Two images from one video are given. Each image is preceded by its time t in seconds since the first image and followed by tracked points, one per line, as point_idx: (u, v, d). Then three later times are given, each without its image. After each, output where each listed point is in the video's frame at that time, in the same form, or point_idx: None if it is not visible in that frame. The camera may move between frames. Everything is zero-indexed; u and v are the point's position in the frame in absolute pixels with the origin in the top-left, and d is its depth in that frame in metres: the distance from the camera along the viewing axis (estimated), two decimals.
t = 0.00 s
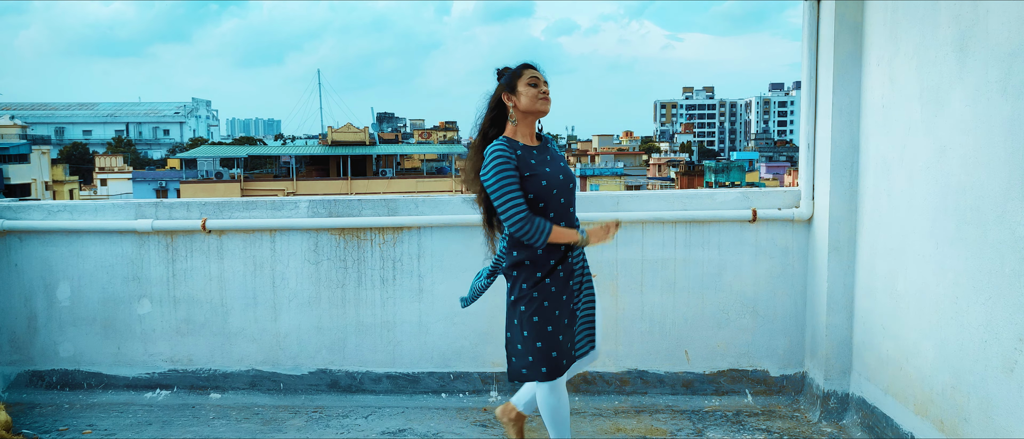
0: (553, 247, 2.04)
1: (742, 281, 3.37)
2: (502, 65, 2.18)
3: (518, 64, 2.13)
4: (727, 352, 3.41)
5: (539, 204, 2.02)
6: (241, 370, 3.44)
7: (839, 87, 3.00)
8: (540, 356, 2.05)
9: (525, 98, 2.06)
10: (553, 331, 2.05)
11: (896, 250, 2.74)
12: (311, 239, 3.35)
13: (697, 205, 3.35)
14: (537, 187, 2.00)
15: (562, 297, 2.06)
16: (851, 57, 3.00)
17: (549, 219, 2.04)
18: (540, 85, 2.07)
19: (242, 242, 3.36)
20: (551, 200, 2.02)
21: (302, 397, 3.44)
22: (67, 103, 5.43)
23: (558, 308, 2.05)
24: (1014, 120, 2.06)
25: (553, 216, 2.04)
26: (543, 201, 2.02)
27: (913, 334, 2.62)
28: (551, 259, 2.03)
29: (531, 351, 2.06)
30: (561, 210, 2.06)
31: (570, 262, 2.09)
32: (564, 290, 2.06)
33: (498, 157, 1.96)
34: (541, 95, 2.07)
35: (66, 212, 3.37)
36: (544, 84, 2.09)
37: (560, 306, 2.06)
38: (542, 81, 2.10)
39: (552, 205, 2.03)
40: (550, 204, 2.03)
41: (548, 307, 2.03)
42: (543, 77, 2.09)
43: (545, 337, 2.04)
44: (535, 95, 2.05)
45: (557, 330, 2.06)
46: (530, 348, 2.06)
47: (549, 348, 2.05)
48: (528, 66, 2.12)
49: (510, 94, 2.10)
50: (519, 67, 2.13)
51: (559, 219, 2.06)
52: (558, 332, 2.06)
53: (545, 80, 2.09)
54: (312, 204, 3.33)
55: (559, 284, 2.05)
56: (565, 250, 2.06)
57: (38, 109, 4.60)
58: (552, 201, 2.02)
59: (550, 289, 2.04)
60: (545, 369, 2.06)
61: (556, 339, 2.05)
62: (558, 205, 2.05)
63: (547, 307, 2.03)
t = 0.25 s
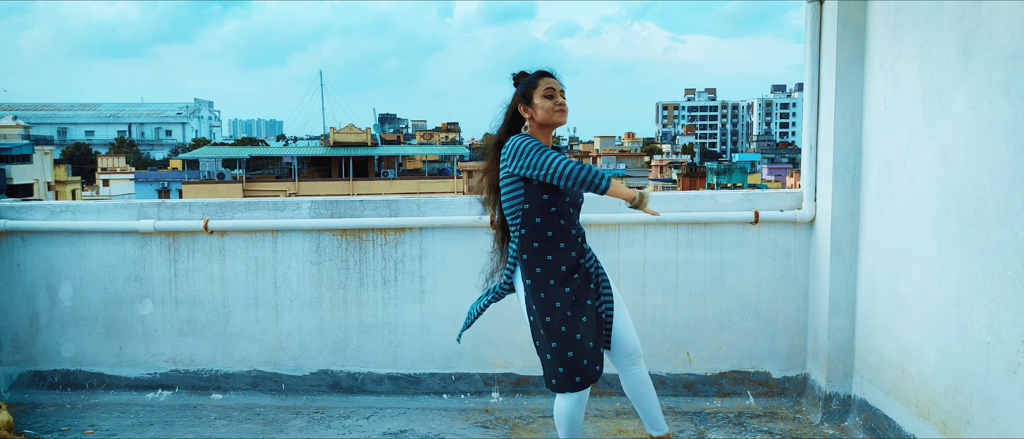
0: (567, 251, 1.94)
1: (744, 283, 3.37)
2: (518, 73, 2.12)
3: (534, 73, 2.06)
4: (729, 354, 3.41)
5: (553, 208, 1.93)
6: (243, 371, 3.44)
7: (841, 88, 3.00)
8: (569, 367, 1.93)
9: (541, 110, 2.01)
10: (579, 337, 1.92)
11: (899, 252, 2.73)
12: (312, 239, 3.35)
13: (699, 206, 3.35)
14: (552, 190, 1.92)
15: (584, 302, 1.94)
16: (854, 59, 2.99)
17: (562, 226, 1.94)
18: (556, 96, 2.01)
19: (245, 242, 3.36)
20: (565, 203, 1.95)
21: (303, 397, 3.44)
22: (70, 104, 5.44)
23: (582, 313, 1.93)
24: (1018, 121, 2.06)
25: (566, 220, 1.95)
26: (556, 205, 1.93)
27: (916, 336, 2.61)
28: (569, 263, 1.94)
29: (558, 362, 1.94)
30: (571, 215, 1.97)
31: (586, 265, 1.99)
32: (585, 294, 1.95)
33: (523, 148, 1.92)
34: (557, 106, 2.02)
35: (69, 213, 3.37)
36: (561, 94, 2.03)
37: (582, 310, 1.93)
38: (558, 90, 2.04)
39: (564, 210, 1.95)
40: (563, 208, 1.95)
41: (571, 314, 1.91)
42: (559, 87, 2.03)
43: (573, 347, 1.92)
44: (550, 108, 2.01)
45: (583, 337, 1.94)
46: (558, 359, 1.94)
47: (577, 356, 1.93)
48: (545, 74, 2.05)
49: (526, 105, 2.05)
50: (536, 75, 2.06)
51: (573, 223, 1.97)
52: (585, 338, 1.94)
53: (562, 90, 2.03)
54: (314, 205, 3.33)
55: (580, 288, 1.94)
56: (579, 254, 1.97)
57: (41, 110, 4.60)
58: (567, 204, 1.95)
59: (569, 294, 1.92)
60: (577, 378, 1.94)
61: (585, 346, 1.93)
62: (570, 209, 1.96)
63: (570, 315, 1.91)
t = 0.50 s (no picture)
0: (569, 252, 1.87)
1: (738, 283, 3.37)
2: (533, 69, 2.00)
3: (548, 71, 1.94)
4: (723, 353, 3.42)
5: (566, 207, 1.84)
6: (236, 372, 3.43)
7: (834, 89, 3.01)
8: (555, 367, 1.86)
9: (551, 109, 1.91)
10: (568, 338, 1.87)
11: (892, 252, 2.74)
12: (306, 240, 3.34)
13: (694, 206, 3.35)
14: (569, 190, 1.81)
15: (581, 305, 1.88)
16: (847, 59, 3.00)
17: (571, 224, 1.86)
18: (565, 94, 1.90)
19: (238, 243, 3.35)
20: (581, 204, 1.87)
21: (297, 399, 3.42)
22: (62, 104, 5.41)
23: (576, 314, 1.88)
24: (1009, 121, 2.07)
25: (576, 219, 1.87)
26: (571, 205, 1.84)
27: (909, 336, 2.62)
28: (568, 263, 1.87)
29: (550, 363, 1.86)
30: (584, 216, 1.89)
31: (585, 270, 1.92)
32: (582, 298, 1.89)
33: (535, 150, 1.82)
34: (568, 104, 1.91)
35: (61, 213, 3.36)
36: (573, 91, 1.91)
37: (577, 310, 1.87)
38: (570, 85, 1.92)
39: (577, 210, 1.86)
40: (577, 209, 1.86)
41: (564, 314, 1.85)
42: (569, 83, 1.91)
43: (564, 347, 1.85)
44: (559, 107, 1.90)
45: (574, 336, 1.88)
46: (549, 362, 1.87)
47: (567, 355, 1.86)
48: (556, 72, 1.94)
49: (539, 105, 1.97)
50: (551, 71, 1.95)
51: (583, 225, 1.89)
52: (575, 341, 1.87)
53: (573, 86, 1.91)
54: (308, 205, 3.32)
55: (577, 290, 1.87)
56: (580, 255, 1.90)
57: (33, 110, 4.58)
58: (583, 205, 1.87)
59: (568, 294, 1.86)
60: (562, 377, 1.86)
61: (577, 348, 1.87)
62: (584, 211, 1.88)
63: (564, 314, 1.85)
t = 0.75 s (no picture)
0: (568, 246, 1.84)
1: (741, 281, 3.36)
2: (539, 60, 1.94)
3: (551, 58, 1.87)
4: (727, 351, 3.41)
5: (568, 204, 1.77)
6: (240, 371, 3.44)
7: (838, 86, 3.00)
8: (531, 353, 1.92)
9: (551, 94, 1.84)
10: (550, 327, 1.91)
11: (896, 249, 2.73)
12: (309, 239, 3.34)
13: (697, 204, 3.34)
14: (568, 184, 1.74)
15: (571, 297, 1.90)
16: (850, 56, 2.99)
17: (572, 218, 1.80)
18: (564, 78, 1.82)
19: (241, 242, 3.35)
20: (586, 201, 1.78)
21: (300, 398, 3.43)
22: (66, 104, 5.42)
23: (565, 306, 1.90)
24: (1013, 118, 2.06)
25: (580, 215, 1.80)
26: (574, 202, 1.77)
27: (913, 333, 2.61)
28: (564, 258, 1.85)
29: (531, 350, 1.91)
30: (590, 212, 1.81)
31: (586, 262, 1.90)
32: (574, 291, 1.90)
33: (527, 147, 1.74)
34: (569, 87, 1.81)
35: (64, 213, 3.36)
36: (571, 74, 1.82)
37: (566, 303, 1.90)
38: (570, 68, 1.83)
39: (581, 207, 1.79)
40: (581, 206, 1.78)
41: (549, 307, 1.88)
42: (569, 67, 1.83)
43: (544, 337, 1.91)
44: (559, 92, 1.81)
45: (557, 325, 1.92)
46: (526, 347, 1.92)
47: (546, 344, 1.91)
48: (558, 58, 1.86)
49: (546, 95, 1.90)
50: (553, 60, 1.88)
51: (588, 221, 1.82)
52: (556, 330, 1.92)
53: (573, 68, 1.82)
54: (310, 204, 3.33)
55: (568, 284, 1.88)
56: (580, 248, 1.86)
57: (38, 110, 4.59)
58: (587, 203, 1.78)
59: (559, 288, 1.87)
60: (539, 367, 1.92)
61: (558, 340, 1.92)
62: (590, 208, 1.80)
63: (552, 308, 1.89)
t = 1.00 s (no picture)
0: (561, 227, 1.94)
1: (741, 276, 3.36)
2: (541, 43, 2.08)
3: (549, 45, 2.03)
4: (727, 347, 3.41)
5: (544, 189, 1.94)
6: (241, 369, 3.44)
7: (837, 80, 2.99)
8: (541, 330, 2.03)
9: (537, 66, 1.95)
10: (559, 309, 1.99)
11: (896, 243, 2.73)
12: (309, 236, 3.35)
13: (697, 199, 3.34)
14: (533, 167, 1.93)
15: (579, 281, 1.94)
16: (850, 51, 2.99)
17: (557, 203, 1.93)
18: (552, 54, 1.94)
19: (241, 239, 3.35)
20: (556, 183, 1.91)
21: (301, 395, 3.43)
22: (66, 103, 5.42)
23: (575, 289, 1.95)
24: (1013, 112, 2.05)
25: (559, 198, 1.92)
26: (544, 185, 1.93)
27: (913, 328, 2.61)
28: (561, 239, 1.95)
29: (538, 326, 2.03)
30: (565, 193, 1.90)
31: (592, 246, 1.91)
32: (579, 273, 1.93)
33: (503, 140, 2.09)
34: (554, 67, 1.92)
35: (64, 211, 3.35)
36: (560, 52, 1.94)
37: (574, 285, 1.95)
38: (561, 53, 1.95)
39: (554, 189, 1.91)
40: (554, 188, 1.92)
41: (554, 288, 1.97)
42: (558, 49, 1.95)
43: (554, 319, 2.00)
44: (544, 63, 1.93)
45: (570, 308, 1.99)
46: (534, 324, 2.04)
47: (553, 322, 2.00)
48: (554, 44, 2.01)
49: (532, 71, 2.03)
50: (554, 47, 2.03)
51: (569, 201, 1.91)
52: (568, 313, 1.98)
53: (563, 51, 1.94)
54: (310, 202, 3.33)
55: (570, 266, 1.94)
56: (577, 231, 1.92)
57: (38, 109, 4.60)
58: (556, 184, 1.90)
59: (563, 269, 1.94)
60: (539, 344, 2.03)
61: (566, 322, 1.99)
62: (562, 189, 1.90)
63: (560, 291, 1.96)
